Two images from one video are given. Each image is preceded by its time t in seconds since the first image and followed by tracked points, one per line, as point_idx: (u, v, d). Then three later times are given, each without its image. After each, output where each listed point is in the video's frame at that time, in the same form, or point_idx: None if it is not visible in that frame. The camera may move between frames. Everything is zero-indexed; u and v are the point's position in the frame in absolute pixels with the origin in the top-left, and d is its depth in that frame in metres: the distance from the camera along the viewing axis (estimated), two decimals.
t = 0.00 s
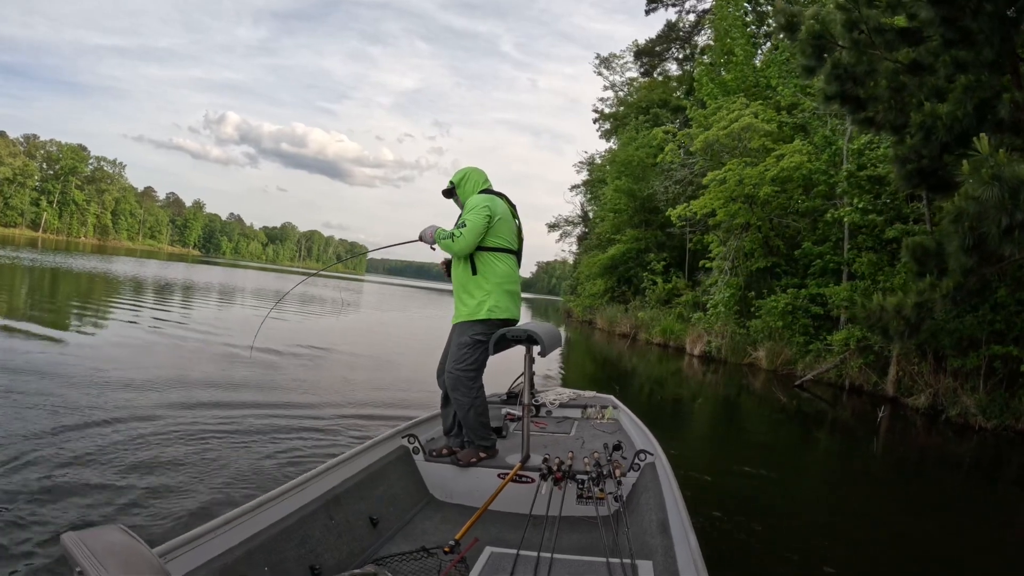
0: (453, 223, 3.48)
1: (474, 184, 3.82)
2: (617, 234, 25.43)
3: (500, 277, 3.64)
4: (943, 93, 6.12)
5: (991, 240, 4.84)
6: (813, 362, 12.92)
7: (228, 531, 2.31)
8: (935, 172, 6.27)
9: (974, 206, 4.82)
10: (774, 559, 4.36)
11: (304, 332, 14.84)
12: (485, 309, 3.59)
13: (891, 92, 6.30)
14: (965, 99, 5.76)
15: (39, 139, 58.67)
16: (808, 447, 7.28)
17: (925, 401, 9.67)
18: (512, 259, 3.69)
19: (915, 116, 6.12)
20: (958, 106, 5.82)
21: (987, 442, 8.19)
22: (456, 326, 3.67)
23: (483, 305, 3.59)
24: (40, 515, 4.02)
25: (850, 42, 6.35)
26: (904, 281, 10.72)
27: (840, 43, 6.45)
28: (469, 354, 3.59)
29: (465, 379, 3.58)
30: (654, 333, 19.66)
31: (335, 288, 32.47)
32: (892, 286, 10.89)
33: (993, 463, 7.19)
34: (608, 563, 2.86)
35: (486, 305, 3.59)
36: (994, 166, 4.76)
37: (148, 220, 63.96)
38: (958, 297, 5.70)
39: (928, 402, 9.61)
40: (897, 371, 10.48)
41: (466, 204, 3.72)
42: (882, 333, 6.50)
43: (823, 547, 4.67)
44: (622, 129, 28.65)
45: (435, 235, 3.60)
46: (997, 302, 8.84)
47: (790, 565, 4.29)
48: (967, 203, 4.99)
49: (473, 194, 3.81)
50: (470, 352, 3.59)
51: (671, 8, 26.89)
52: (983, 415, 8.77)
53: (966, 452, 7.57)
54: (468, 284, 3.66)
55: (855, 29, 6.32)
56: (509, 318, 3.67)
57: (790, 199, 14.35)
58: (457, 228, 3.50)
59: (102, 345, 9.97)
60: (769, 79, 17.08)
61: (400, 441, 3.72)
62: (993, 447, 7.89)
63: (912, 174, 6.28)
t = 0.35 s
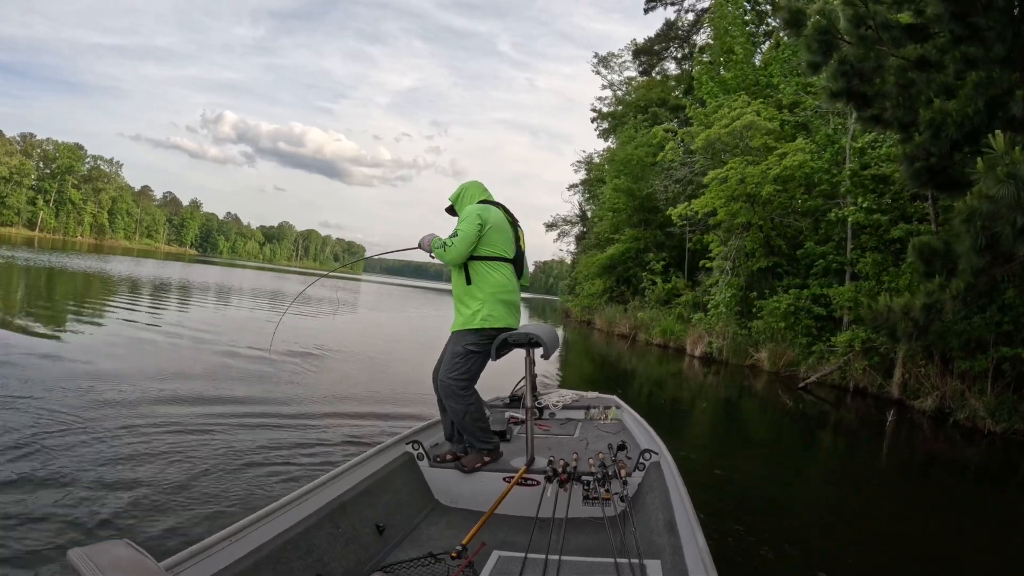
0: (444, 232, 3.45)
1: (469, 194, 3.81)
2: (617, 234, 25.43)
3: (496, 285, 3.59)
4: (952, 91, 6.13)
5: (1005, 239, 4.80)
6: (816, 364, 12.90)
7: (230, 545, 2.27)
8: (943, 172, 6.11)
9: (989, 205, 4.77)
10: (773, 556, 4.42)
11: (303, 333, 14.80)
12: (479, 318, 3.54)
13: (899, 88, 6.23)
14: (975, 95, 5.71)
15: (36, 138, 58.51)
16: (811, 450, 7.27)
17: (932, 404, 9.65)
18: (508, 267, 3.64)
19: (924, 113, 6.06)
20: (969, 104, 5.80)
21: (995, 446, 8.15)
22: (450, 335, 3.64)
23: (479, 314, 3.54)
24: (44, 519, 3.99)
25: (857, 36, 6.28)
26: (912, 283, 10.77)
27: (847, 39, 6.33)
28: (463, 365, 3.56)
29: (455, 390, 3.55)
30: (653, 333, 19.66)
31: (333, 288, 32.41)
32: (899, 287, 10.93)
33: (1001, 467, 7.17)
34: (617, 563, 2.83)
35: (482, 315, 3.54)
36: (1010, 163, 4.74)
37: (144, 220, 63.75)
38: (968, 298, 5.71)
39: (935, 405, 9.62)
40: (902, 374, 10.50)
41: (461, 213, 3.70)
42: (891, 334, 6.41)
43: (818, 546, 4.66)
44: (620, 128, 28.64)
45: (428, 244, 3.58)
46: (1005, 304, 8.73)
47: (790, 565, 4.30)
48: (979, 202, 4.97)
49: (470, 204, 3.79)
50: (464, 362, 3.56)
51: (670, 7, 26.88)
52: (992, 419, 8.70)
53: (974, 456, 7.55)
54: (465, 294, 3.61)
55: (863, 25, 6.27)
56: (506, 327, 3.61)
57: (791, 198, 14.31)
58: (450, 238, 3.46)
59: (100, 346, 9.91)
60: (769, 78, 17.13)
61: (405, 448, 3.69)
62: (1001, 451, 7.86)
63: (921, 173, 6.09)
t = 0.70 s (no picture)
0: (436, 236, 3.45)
1: (465, 198, 3.81)
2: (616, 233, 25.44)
3: (489, 287, 3.57)
4: (960, 87, 6.05)
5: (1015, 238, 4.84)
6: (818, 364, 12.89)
7: (232, 550, 2.25)
8: (951, 169, 6.25)
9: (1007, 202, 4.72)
10: (773, 556, 4.42)
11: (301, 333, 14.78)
12: (474, 321, 3.53)
13: (905, 85, 6.30)
14: (984, 91, 5.68)
15: (33, 137, 58.38)
16: (813, 451, 7.27)
17: (938, 407, 9.63)
18: (502, 269, 3.62)
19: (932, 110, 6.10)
20: (979, 100, 5.76)
21: (1004, 449, 8.12)
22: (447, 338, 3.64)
23: (474, 318, 3.53)
24: (43, 520, 3.97)
25: (863, 33, 6.26)
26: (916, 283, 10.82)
27: (853, 35, 6.36)
28: (460, 368, 3.54)
29: (452, 393, 3.55)
30: (653, 334, 19.67)
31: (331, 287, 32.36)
32: (904, 287, 10.95)
33: (1008, 470, 7.14)
34: (619, 564, 2.82)
35: (476, 318, 3.53)
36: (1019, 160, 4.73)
37: (142, 219, 63.59)
38: (977, 299, 5.69)
39: (939, 407, 9.59)
40: (906, 375, 10.54)
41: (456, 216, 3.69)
42: (896, 334, 6.55)
43: (819, 547, 4.67)
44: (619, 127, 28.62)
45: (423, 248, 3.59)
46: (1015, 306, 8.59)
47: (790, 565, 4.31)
48: (991, 200, 4.95)
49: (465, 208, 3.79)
50: (461, 365, 3.54)
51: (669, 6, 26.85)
52: (999, 422, 8.65)
53: (982, 459, 7.52)
54: (461, 297, 3.61)
55: (869, 20, 6.24)
56: (502, 330, 3.59)
57: (792, 197, 14.26)
58: (441, 242, 3.46)
59: (99, 346, 9.89)
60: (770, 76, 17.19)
61: (406, 452, 3.67)
62: (1008, 454, 7.83)
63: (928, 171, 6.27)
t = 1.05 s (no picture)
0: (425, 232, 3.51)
1: (459, 194, 3.86)
2: (614, 233, 25.48)
3: (481, 281, 3.58)
4: (966, 82, 6.01)
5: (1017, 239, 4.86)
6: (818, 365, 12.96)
7: (227, 545, 2.28)
8: (956, 166, 6.30)
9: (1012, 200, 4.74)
10: (772, 556, 4.46)
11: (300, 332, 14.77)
12: (466, 314, 3.55)
13: (910, 81, 6.26)
14: (993, 86, 5.72)
15: (30, 136, 58.24)
16: (814, 453, 7.29)
17: (942, 408, 9.63)
18: (494, 263, 3.63)
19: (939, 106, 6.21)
20: (987, 96, 5.83)
21: (1009, 451, 8.12)
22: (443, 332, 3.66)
23: (466, 311, 3.56)
24: (42, 521, 3.98)
25: (867, 28, 6.16)
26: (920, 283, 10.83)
27: (856, 28, 6.26)
28: (452, 363, 3.54)
29: (444, 387, 3.54)
30: (652, 334, 19.70)
31: (329, 287, 32.34)
32: (908, 287, 10.98)
33: (1012, 472, 7.14)
34: (613, 564, 2.85)
35: (468, 311, 3.55)
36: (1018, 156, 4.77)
37: (139, 219, 63.46)
38: (984, 298, 5.60)
39: (945, 409, 9.62)
40: (909, 376, 10.54)
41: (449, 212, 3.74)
42: (899, 334, 6.55)
43: (818, 546, 4.71)
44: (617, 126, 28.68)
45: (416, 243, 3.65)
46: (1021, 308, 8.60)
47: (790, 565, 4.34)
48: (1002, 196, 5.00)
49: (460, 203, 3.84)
50: (453, 359, 3.54)
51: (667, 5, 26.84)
52: (1005, 424, 8.67)
53: (987, 461, 7.53)
54: (455, 292, 3.64)
55: (873, 14, 6.14)
56: (494, 323, 3.60)
57: (793, 195, 14.16)
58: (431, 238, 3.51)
59: (97, 347, 9.87)
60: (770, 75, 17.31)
61: (401, 448, 3.69)
62: (1013, 456, 7.83)
63: (934, 168, 6.29)
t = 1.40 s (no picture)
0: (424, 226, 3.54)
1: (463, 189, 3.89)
2: (611, 232, 25.49)
3: (475, 277, 3.59)
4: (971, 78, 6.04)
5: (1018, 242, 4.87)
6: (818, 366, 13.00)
7: (223, 544, 2.28)
8: (960, 164, 6.17)
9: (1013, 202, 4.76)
10: (770, 556, 4.50)
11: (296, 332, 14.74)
12: (459, 310, 3.56)
13: (914, 76, 6.22)
14: (999, 82, 5.65)
15: (24, 135, 58.04)
16: (814, 454, 7.30)
17: (945, 410, 9.57)
18: (490, 260, 3.63)
19: (943, 102, 6.07)
20: (994, 92, 5.71)
21: (1014, 454, 8.09)
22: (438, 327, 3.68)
23: (459, 306, 3.57)
24: (41, 521, 3.96)
25: (869, 23, 6.21)
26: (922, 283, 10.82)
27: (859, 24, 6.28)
28: (448, 359, 3.56)
29: (439, 385, 3.57)
30: (649, 334, 19.71)
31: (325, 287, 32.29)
32: (909, 287, 10.97)
33: (1015, 475, 7.13)
34: (608, 563, 2.85)
35: (460, 307, 3.56)
36: None
37: (135, 218, 63.24)
38: (990, 301, 5.55)
39: (947, 411, 9.53)
40: (911, 376, 10.49)
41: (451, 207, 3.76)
42: (903, 334, 6.56)
43: (815, 546, 4.76)
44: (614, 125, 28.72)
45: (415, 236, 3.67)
46: None
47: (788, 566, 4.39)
48: (1010, 193, 5.05)
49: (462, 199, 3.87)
50: (449, 356, 3.56)
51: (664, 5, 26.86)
52: (1010, 425, 8.65)
53: (990, 464, 7.51)
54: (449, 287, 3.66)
55: (876, 10, 6.17)
56: (487, 320, 3.60)
57: (792, 194, 14.23)
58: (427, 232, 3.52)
59: (93, 346, 9.83)
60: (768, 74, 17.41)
61: (397, 447, 3.70)
62: (1017, 459, 7.81)
63: (938, 167, 6.18)
